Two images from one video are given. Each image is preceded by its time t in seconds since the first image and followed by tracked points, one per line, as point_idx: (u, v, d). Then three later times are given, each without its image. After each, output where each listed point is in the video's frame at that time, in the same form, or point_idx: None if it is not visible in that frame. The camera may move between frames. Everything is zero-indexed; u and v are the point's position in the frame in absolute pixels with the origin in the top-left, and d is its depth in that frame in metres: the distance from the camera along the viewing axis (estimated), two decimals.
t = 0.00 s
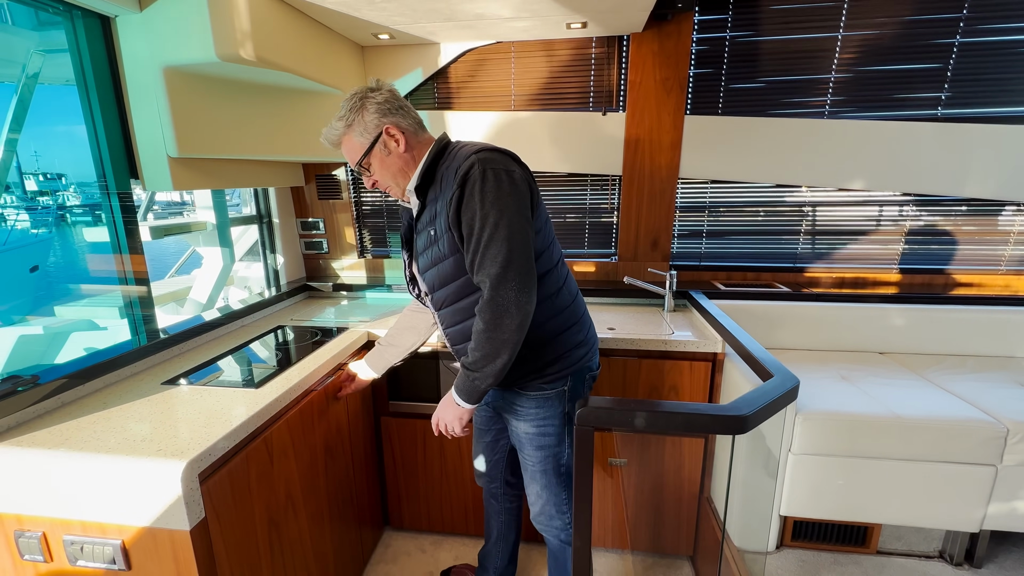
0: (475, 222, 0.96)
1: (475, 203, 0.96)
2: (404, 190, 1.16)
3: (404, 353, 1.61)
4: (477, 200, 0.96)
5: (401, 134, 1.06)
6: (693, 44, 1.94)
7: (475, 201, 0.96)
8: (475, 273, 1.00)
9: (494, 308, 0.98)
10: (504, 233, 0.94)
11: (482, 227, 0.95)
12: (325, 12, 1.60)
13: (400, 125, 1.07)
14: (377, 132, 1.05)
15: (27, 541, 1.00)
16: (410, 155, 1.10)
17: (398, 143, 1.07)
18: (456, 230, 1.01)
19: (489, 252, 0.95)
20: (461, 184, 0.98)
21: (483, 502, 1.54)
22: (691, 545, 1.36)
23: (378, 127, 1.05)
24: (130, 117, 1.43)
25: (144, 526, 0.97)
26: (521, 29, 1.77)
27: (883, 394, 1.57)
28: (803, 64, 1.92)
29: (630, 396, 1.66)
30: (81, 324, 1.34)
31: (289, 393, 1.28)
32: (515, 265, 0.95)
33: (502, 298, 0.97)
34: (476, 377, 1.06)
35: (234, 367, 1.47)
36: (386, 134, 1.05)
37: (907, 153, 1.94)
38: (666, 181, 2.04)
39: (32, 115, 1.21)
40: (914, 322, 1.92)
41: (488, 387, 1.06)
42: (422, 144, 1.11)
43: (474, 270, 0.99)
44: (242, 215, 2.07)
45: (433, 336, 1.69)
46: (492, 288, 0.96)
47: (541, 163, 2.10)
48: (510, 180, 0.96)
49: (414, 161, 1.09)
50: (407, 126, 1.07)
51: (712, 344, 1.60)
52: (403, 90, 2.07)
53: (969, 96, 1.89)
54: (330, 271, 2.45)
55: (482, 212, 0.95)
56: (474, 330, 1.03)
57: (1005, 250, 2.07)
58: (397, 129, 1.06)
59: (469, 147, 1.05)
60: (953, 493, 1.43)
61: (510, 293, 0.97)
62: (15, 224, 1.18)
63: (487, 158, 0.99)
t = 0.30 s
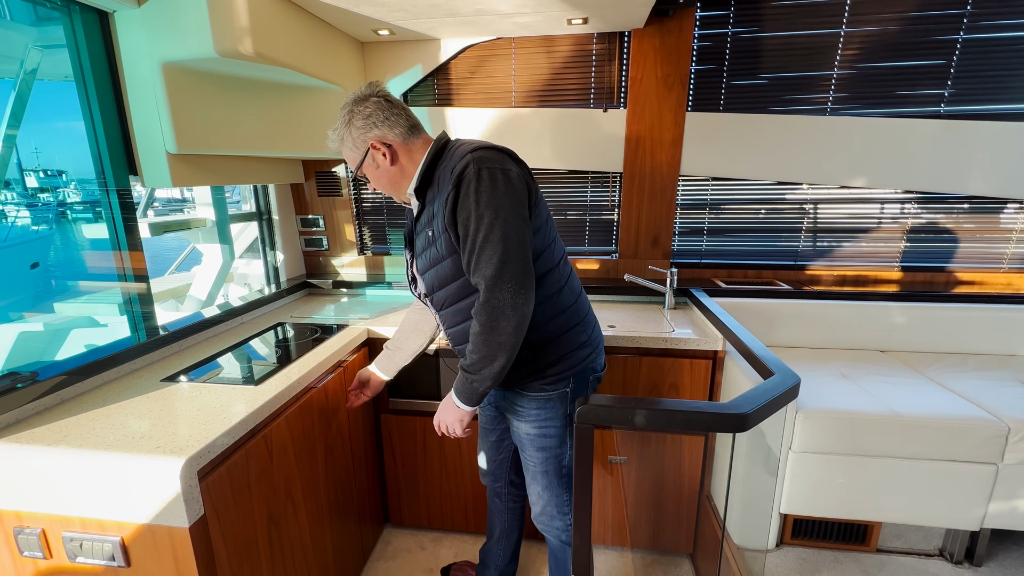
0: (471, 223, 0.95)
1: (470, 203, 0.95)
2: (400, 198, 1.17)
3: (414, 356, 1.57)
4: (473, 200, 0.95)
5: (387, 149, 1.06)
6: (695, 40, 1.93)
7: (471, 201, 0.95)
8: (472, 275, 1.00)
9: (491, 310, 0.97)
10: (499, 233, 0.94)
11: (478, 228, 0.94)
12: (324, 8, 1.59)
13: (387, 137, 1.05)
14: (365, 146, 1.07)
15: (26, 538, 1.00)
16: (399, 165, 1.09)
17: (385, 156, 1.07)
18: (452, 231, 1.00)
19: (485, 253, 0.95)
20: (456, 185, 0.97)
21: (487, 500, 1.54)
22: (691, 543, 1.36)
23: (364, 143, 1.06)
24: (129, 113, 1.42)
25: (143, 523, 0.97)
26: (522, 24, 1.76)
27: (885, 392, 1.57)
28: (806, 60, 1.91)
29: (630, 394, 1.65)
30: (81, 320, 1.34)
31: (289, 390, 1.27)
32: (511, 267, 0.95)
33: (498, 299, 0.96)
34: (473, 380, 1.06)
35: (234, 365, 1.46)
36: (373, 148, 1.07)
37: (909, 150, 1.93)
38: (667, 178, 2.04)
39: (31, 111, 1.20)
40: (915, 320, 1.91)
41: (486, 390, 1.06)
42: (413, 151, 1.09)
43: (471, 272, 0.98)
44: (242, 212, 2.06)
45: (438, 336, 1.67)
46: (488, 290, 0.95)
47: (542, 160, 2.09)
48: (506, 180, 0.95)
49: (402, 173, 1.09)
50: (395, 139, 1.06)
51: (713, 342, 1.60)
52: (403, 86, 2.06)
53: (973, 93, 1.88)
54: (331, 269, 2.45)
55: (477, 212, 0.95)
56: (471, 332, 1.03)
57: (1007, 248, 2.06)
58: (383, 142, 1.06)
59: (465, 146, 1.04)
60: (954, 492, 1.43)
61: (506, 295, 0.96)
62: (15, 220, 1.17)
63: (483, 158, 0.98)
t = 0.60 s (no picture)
0: (457, 219, 0.95)
1: (456, 198, 0.95)
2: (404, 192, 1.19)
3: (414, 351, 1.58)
4: (459, 196, 0.95)
5: (379, 148, 1.07)
6: (695, 37, 1.92)
7: (457, 196, 0.95)
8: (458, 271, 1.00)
9: (474, 307, 0.97)
10: (484, 229, 0.93)
11: (463, 224, 0.94)
12: (322, 4, 1.58)
13: (379, 135, 1.06)
14: (360, 143, 1.09)
15: (25, 536, 0.99)
16: (394, 162, 1.10)
17: (379, 154, 1.09)
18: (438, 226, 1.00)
19: (470, 249, 0.94)
20: (445, 180, 0.97)
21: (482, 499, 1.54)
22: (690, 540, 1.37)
23: (358, 141, 1.08)
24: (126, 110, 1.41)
25: (141, 520, 0.97)
26: (521, 21, 1.75)
27: (883, 390, 1.57)
28: (806, 58, 1.90)
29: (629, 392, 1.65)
30: (79, 318, 1.33)
31: (287, 387, 1.27)
32: (495, 263, 0.94)
33: (482, 296, 0.96)
34: (459, 377, 1.06)
35: (232, 362, 1.46)
36: (367, 146, 1.08)
37: (909, 148, 1.93)
38: (666, 176, 2.03)
39: (28, 108, 1.19)
40: (914, 318, 1.91)
41: (471, 387, 1.06)
42: (406, 148, 1.09)
43: (457, 268, 0.98)
44: (240, 209, 2.06)
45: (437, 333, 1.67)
46: (473, 286, 0.95)
47: (541, 158, 2.08)
48: (493, 175, 0.95)
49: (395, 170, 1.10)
50: (387, 137, 1.06)
51: (712, 340, 1.60)
52: (402, 83, 2.05)
53: (973, 91, 1.88)
54: (329, 266, 2.44)
55: (463, 207, 0.94)
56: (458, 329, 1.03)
57: (1006, 246, 2.06)
58: (376, 141, 1.07)
59: (456, 141, 1.04)
60: (952, 489, 1.43)
61: (491, 291, 0.95)
62: (13, 217, 1.17)
63: (472, 153, 0.98)
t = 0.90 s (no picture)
0: (427, 212, 0.97)
1: (428, 192, 0.97)
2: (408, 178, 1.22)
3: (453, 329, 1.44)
4: (431, 190, 0.97)
5: (376, 133, 1.11)
6: (692, 34, 1.92)
7: (429, 190, 0.97)
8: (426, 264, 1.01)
9: (435, 303, 0.98)
10: (450, 226, 0.94)
11: (431, 218, 0.96)
12: None
13: (376, 122, 1.10)
14: (360, 131, 1.14)
15: (19, 535, 0.99)
16: (390, 148, 1.14)
17: (376, 141, 1.13)
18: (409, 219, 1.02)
19: (436, 244, 0.96)
20: (420, 172, 0.99)
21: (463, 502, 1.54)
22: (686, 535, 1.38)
23: (357, 128, 1.12)
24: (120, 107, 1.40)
25: (137, 519, 0.96)
26: (517, 18, 1.75)
27: (878, 387, 1.58)
28: (802, 56, 1.91)
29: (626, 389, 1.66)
30: (74, 316, 1.32)
31: (283, 386, 1.27)
32: (458, 261, 0.95)
33: (443, 292, 0.97)
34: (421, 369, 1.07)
35: (228, 360, 1.45)
36: (366, 133, 1.13)
37: (904, 146, 1.93)
38: (663, 174, 2.04)
39: (20, 104, 1.18)
40: (909, 315, 1.93)
41: (433, 381, 1.07)
42: (401, 134, 1.11)
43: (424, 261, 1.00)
44: (235, 207, 2.05)
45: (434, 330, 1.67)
46: (436, 280, 0.97)
47: (538, 155, 2.08)
48: (466, 172, 0.96)
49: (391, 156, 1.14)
50: (382, 124, 1.10)
51: (708, 337, 1.60)
52: (398, 80, 2.04)
53: (968, 89, 1.89)
54: (325, 264, 2.43)
55: (433, 202, 0.96)
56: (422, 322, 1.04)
57: (1000, 244, 2.08)
58: (372, 128, 1.11)
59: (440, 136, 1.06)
60: (945, 485, 1.44)
61: (453, 288, 0.96)
62: (5, 215, 1.16)
63: (451, 148, 0.99)
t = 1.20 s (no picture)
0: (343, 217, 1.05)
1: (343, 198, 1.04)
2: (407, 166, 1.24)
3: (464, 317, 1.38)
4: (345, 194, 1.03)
5: (366, 122, 1.18)
6: (688, 31, 1.92)
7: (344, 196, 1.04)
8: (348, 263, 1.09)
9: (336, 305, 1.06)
10: (349, 234, 1.01)
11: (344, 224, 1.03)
12: None
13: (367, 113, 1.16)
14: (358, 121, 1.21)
15: (13, 536, 0.98)
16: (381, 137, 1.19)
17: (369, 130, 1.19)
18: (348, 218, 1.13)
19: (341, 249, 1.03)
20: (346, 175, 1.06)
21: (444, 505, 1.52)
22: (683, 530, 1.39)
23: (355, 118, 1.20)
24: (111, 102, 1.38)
25: (134, 518, 0.95)
26: (514, 13, 1.74)
27: (873, 381, 1.59)
28: (798, 52, 1.91)
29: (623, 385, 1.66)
30: (63, 314, 1.30)
31: (280, 384, 1.26)
32: (352, 269, 1.01)
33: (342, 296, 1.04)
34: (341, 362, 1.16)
35: (222, 358, 1.45)
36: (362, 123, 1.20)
37: (898, 143, 1.95)
38: (659, 171, 2.04)
39: (7, 99, 1.16)
40: (903, 310, 1.94)
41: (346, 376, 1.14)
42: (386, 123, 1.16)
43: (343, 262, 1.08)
44: (229, 203, 2.02)
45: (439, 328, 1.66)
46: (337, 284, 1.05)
47: (535, 152, 2.08)
48: (369, 180, 0.99)
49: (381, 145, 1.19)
50: (369, 113, 1.15)
51: (705, 333, 1.61)
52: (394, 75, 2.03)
53: (961, 86, 1.90)
54: (321, 261, 2.41)
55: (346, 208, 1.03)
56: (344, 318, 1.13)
57: (991, 240, 2.10)
58: (364, 118, 1.17)
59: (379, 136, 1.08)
60: (938, 478, 1.46)
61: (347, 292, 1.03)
62: None
63: (369, 152, 1.02)
